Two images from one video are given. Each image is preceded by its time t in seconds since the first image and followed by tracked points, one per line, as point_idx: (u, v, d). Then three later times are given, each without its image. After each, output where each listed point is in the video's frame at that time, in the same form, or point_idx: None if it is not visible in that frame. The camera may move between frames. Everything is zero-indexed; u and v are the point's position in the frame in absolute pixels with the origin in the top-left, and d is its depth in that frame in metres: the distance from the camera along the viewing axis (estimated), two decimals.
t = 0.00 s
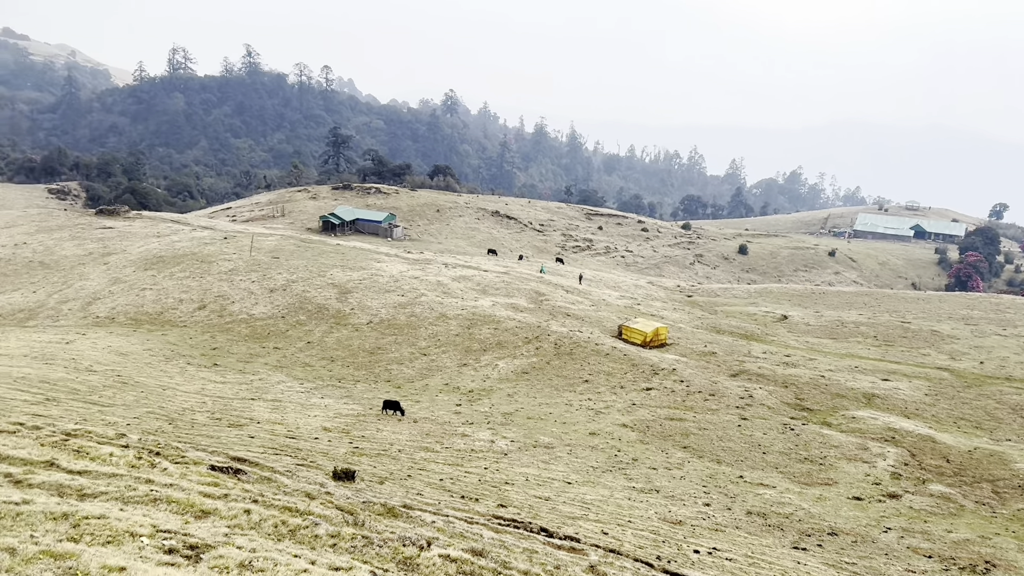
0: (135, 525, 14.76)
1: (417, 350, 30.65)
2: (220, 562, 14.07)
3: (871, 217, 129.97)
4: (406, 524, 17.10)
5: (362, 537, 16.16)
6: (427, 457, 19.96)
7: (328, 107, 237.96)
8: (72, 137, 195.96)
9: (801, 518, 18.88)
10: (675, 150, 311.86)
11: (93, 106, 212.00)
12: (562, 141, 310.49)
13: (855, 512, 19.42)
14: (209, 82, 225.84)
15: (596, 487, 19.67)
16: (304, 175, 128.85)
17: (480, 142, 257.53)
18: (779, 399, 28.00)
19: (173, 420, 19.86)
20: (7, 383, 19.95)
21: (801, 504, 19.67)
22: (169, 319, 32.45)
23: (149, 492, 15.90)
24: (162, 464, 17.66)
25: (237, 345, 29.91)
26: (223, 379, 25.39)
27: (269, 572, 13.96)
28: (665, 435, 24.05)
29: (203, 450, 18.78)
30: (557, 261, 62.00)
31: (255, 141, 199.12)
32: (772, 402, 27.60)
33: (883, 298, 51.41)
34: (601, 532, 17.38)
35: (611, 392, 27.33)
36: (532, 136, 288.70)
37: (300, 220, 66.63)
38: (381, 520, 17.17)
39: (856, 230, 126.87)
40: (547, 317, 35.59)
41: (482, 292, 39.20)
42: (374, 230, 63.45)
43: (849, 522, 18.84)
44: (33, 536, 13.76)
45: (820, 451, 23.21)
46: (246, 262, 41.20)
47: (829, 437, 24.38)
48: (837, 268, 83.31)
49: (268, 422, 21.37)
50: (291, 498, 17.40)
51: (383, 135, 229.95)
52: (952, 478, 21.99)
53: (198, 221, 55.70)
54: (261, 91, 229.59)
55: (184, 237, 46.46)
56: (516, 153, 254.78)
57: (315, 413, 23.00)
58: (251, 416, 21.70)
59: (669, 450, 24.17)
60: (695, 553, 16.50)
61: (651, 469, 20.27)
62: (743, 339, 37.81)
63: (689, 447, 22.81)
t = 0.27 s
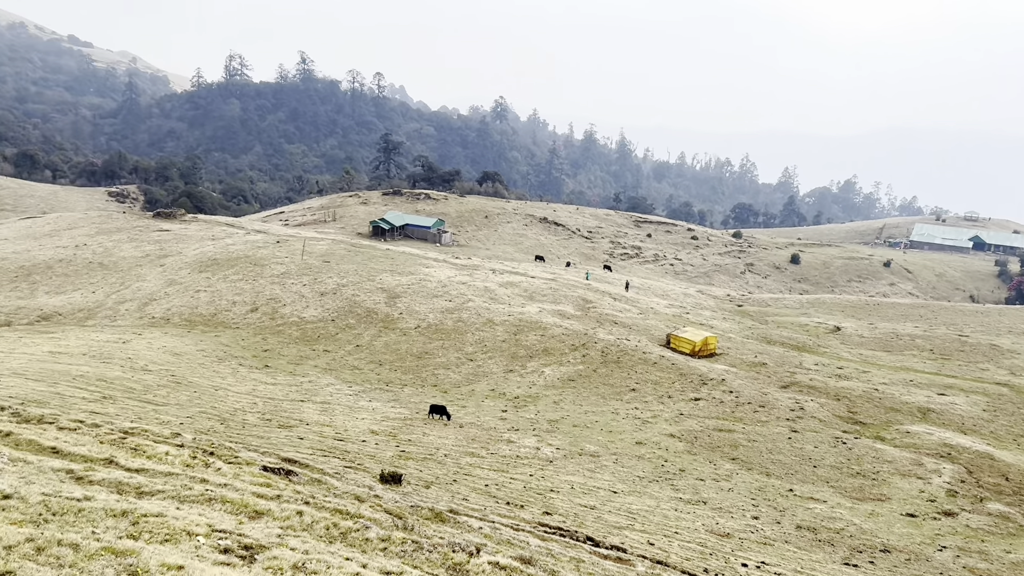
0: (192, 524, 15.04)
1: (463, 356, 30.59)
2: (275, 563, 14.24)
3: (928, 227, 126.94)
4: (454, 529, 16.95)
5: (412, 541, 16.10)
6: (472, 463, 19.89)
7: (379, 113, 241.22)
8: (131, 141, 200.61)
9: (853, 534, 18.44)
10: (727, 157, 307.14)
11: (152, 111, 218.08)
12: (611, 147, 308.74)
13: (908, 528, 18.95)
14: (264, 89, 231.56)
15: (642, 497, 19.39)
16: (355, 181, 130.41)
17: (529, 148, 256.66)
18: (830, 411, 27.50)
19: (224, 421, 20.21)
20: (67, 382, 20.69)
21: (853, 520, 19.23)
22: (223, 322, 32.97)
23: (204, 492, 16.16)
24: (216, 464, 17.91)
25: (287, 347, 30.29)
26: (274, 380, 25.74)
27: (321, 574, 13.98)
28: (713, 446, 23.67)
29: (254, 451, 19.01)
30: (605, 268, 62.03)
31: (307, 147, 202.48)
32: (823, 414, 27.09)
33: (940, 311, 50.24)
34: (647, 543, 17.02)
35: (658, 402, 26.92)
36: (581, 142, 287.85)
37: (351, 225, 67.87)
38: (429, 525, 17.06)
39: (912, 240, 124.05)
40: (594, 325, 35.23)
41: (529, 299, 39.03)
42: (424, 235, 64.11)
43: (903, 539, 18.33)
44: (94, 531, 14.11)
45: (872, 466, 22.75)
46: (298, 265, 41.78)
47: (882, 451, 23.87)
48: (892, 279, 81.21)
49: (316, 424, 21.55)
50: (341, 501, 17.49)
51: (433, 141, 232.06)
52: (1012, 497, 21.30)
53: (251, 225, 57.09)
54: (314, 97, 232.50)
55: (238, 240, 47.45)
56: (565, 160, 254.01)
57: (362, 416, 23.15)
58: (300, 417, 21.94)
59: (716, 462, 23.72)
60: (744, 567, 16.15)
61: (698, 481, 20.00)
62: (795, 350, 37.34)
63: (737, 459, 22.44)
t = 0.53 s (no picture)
0: (250, 524, 15.22)
1: (513, 362, 30.59)
2: (331, 565, 14.28)
3: (992, 238, 122.97)
4: (505, 536, 16.78)
5: (464, 547, 15.96)
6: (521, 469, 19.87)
7: (432, 120, 245.57)
8: (192, 146, 206.40)
9: (911, 552, 17.87)
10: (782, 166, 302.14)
11: (212, 117, 226.47)
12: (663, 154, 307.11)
13: (970, 548, 18.31)
14: (321, 95, 238.43)
15: (692, 509, 19.12)
16: (406, 186, 136.00)
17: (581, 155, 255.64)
18: (887, 425, 26.79)
19: (277, 422, 20.61)
20: (127, 380, 21.45)
21: (910, 537, 18.70)
22: (277, 324, 33.67)
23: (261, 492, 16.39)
24: (271, 465, 18.15)
25: (340, 350, 30.81)
26: (327, 382, 26.20)
27: None
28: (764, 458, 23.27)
29: (308, 453, 19.24)
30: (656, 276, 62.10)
31: (361, 153, 208.07)
32: (879, 428, 26.40)
33: (1004, 325, 48.72)
34: (698, 555, 16.64)
35: (710, 412, 26.50)
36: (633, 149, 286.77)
37: (403, 230, 69.37)
38: (480, 531, 16.94)
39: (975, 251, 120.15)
40: (645, 333, 34.91)
41: (579, 306, 38.90)
42: (475, 241, 64.77)
43: (963, 559, 17.71)
44: (156, 529, 14.42)
45: (931, 482, 22.12)
46: (351, 269, 42.44)
47: (941, 468, 23.18)
48: (953, 291, 78.64)
49: (367, 427, 21.80)
50: (394, 504, 17.56)
51: (485, 148, 234.98)
52: None
53: (306, 229, 58.49)
54: (369, 104, 240.17)
55: (293, 244, 48.56)
56: (616, 167, 253.39)
57: (413, 420, 23.35)
58: (352, 420, 22.23)
59: (768, 474, 23.29)
60: None
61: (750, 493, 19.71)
62: (851, 362, 36.67)
63: (790, 472, 22.03)
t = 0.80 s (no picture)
0: (308, 526, 15.42)
1: (563, 368, 30.39)
2: (388, 568, 14.37)
3: None
4: (556, 544, 16.65)
5: (518, 554, 15.85)
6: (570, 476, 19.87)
7: (486, 126, 246.29)
8: (249, 152, 209.62)
9: (971, 571, 17.33)
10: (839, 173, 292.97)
11: (269, 122, 230.75)
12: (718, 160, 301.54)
13: None
14: (375, 102, 240.58)
15: (743, 521, 18.89)
16: (460, 193, 137.23)
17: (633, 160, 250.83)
18: (948, 440, 25.90)
19: (330, 425, 21.01)
20: (184, 381, 22.19)
21: (971, 556, 18.17)
22: (330, 327, 34.30)
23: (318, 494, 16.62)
24: (327, 467, 18.40)
25: (392, 354, 31.20)
26: (378, 386, 26.56)
27: None
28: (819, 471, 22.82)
29: (362, 455, 19.48)
30: (709, 284, 61.66)
31: (415, 160, 211.16)
32: (940, 443, 25.54)
33: None
34: (751, 569, 16.32)
35: (763, 423, 25.99)
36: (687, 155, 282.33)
37: (455, 236, 70.52)
38: (532, 538, 16.83)
39: None
40: (697, 341, 34.25)
41: (630, 313, 38.43)
42: (525, 247, 65.71)
43: None
44: (218, 528, 14.74)
45: (994, 500, 21.42)
46: (403, 274, 42.85)
47: (1006, 486, 22.35)
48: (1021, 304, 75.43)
49: (417, 431, 22.02)
50: (447, 509, 17.63)
51: (537, 154, 235.12)
52: None
53: (359, 234, 59.41)
54: (423, 109, 239.68)
55: (346, 249, 49.45)
56: (670, 174, 249.15)
57: (462, 425, 23.51)
58: (402, 424, 22.49)
59: (821, 487, 22.84)
60: None
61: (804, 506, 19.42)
62: (910, 375, 35.67)
63: (846, 486, 21.61)
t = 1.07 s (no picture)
0: (361, 529, 15.52)
1: (610, 376, 30.17)
2: (440, 573, 14.35)
3: None
4: (605, 552, 16.47)
5: (568, 561, 15.69)
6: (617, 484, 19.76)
7: (535, 131, 245.76)
8: (303, 158, 213.89)
9: None
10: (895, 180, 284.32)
11: (322, 130, 235.55)
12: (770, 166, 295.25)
13: None
14: (426, 108, 243.83)
15: (794, 533, 18.58)
16: (508, 200, 137.57)
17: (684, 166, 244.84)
18: (1010, 456, 24.96)
19: (379, 428, 21.22)
20: (237, 382, 22.71)
21: None
22: (380, 331, 34.80)
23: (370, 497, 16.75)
24: (377, 470, 18.56)
25: (440, 358, 31.49)
26: (426, 390, 26.81)
27: None
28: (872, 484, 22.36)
29: (411, 459, 19.62)
30: (761, 293, 61.15)
31: (465, 165, 212.90)
32: (1001, 458, 24.65)
33: None
34: None
35: (815, 434, 25.47)
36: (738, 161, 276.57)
37: (503, 242, 71.39)
38: (581, 546, 16.67)
39: None
40: (748, 350, 33.72)
41: (679, 321, 38.02)
42: (573, 253, 66.07)
43: None
44: (273, 528, 14.92)
45: None
46: (452, 279, 43.18)
47: None
48: None
49: (464, 436, 22.11)
50: (495, 515, 17.58)
51: (586, 160, 234.12)
52: None
53: (409, 239, 60.10)
54: (472, 117, 241.32)
55: (396, 254, 50.02)
56: (722, 180, 243.36)
57: (509, 430, 23.54)
58: (450, 428, 22.63)
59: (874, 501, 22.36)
60: None
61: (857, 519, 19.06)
62: (968, 388, 34.58)
63: (900, 500, 21.16)
